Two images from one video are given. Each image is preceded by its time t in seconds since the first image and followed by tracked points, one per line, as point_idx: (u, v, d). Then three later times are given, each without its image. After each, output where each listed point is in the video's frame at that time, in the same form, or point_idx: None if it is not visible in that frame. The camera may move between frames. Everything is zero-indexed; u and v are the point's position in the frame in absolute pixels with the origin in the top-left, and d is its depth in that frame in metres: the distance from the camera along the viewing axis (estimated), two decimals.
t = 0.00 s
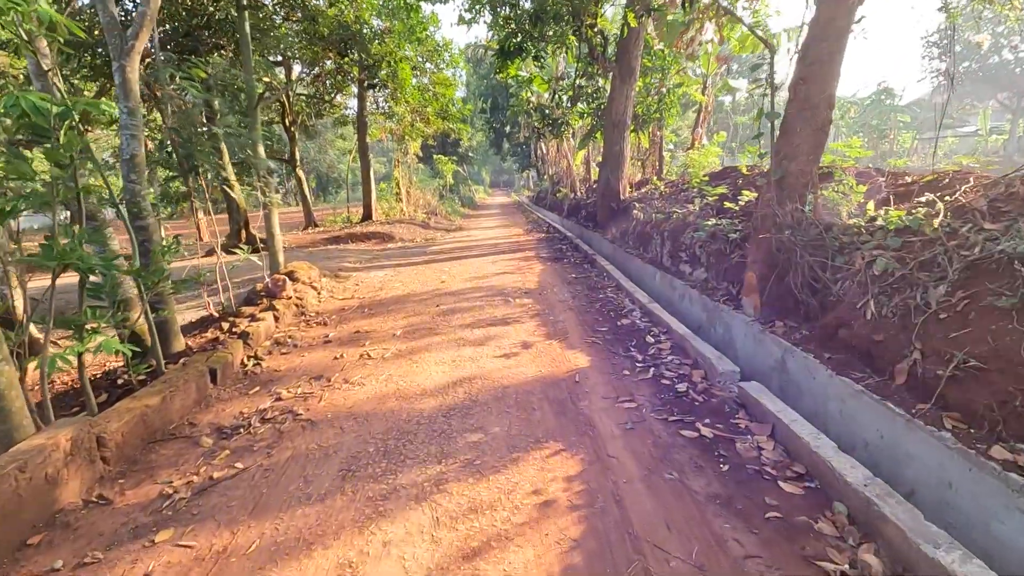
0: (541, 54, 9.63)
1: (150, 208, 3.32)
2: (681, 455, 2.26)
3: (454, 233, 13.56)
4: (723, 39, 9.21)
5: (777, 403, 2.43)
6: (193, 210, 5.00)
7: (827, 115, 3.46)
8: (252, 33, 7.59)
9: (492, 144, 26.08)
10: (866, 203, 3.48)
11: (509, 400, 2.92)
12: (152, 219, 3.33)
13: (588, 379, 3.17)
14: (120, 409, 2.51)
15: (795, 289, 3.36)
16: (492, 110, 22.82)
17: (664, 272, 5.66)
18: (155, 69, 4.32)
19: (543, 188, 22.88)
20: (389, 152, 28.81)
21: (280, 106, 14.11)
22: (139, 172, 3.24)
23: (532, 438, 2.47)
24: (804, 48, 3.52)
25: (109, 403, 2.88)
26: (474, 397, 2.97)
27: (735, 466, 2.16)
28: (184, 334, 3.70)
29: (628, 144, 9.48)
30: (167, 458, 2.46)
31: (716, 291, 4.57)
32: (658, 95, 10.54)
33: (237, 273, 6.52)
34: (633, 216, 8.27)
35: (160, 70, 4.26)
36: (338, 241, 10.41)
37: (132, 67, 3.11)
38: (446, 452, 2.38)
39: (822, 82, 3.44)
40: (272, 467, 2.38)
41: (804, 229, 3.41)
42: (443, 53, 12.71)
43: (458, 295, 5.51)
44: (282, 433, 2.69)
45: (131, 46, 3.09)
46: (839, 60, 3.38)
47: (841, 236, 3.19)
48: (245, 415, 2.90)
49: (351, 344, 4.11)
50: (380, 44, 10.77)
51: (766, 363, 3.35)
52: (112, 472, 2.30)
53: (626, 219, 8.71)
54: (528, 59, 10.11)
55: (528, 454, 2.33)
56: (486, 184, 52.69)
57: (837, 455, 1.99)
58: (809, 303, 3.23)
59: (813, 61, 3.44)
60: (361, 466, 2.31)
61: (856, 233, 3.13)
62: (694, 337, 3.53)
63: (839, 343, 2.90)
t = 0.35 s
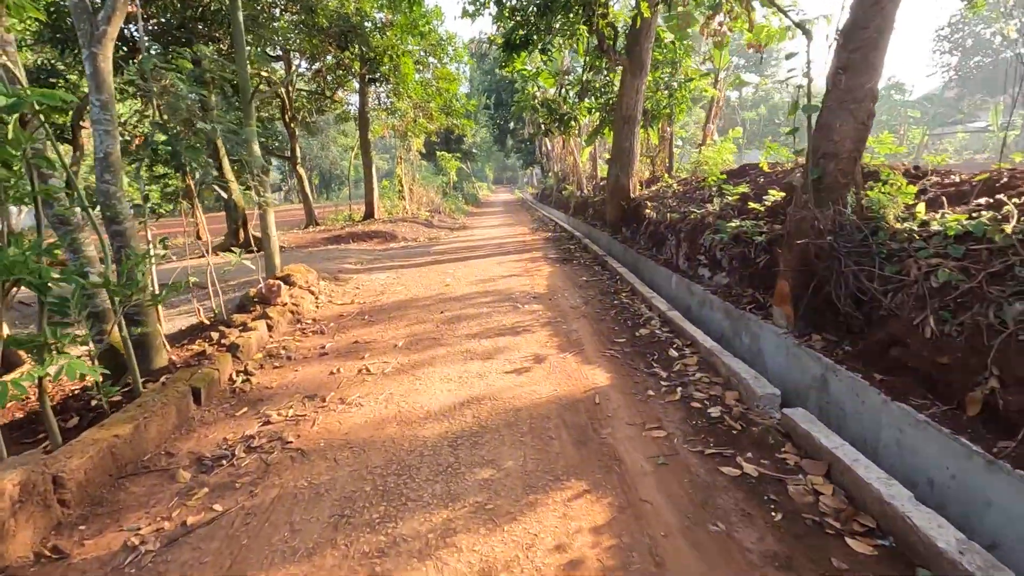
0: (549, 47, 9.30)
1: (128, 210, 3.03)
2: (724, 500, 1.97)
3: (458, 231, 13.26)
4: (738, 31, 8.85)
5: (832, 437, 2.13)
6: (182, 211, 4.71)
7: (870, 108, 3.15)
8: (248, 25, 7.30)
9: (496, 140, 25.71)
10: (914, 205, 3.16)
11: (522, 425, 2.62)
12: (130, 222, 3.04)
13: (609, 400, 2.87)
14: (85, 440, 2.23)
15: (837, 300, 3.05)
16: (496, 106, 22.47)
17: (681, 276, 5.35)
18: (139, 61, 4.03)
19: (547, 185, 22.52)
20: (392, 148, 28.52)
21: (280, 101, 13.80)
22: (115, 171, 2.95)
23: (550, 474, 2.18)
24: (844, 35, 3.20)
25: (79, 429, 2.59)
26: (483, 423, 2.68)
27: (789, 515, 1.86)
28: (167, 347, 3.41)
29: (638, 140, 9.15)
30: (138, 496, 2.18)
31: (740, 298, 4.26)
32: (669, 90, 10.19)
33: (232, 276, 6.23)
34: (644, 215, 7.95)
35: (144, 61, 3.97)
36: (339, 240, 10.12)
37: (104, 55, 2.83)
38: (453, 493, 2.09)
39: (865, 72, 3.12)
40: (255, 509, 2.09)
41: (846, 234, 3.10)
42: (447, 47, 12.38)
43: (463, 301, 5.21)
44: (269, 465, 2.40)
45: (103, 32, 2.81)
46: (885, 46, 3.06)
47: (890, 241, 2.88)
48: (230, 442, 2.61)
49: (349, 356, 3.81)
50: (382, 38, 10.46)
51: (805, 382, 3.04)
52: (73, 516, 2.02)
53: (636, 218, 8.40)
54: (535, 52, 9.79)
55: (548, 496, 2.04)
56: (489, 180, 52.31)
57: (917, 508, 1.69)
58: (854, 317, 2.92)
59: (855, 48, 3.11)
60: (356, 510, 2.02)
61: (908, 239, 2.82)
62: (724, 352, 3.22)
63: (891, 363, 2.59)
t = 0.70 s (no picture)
0: (553, 41, 9.01)
1: (102, 213, 2.76)
2: (775, 547, 1.71)
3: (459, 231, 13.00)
4: (748, 23, 8.56)
5: (894, 471, 1.87)
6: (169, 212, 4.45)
7: (914, 97, 2.87)
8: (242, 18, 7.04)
9: (496, 137, 25.42)
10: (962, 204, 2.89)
11: (537, 452, 2.35)
12: (104, 226, 2.77)
13: (631, 420, 2.61)
14: (45, 476, 1.97)
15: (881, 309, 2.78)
16: (497, 103, 22.16)
17: (696, 278, 5.08)
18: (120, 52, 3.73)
19: (549, 183, 22.22)
20: (392, 147, 28.24)
21: (278, 98, 13.52)
22: (86, 170, 2.68)
23: (572, 514, 1.92)
24: (883, 17, 2.92)
25: (45, 458, 2.34)
26: (492, 448, 2.41)
27: (856, 568, 1.60)
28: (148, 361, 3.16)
29: (646, 137, 8.86)
30: (103, 540, 1.92)
31: (763, 303, 3.99)
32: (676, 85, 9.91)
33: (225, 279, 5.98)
34: (653, 214, 7.67)
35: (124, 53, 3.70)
36: (338, 240, 9.86)
37: (72, 42, 2.56)
38: (462, 537, 1.82)
39: (908, 57, 2.84)
40: (236, 557, 1.83)
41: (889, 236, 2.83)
42: (447, 42, 12.09)
43: (467, 306, 4.94)
44: (254, 500, 2.13)
45: (70, 16, 2.53)
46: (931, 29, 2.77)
47: (941, 245, 2.61)
48: (212, 472, 2.34)
49: (346, 368, 3.55)
50: (380, 33, 10.18)
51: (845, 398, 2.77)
52: (26, 567, 1.76)
53: (644, 217, 8.12)
54: (538, 47, 9.51)
55: (571, 542, 1.77)
56: (490, 179, 51.98)
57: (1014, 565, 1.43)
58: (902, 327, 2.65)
59: (897, 32, 2.83)
60: (350, 559, 1.75)
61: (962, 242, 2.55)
62: (754, 365, 2.95)
63: (947, 381, 2.33)
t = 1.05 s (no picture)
0: (554, 37, 8.77)
1: (52, 221, 2.52)
2: None
3: (458, 231, 12.77)
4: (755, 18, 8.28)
5: (934, 525, 1.62)
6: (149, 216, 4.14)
7: (942, 95, 2.61)
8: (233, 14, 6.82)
9: (498, 136, 25.17)
10: (995, 212, 2.63)
11: (527, 490, 2.12)
12: (57, 236, 2.55)
13: (632, 450, 2.37)
14: None
15: (908, 328, 2.54)
16: (498, 101, 21.90)
17: (701, 286, 4.84)
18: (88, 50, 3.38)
19: (551, 182, 21.97)
20: (392, 145, 28.03)
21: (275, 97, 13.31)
22: (33, 173, 2.44)
23: (563, 571, 1.68)
24: (907, 8, 2.66)
25: None
26: (478, 484, 2.17)
27: None
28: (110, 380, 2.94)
29: (649, 136, 8.61)
30: None
31: (774, 314, 3.75)
32: (680, 83, 9.65)
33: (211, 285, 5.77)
34: (656, 216, 7.42)
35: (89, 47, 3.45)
36: (333, 242, 9.65)
37: (17, 34, 2.33)
38: None
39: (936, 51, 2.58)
40: None
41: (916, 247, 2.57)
42: (446, 39, 11.84)
43: (460, 314, 4.71)
44: (207, 547, 1.90)
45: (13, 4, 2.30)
46: (962, 21, 2.52)
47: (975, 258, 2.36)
48: (167, 510, 2.11)
49: (327, 385, 3.31)
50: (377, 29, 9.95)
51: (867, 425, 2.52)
52: None
53: (647, 219, 7.87)
54: (538, 43, 9.26)
55: None
56: (492, 177, 51.73)
57: None
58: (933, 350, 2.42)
59: (923, 24, 2.57)
60: None
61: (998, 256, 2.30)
62: (767, 387, 2.70)
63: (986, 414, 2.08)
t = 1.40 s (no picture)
0: (549, 32, 8.52)
1: None
2: None
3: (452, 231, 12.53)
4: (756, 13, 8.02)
5: None
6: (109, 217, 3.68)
7: (964, 85, 2.36)
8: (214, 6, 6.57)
9: (496, 135, 24.93)
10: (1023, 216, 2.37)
11: (497, 531, 1.86)
12: None
13: (619, 481, 2.12)
14: None
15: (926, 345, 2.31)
16: (496, 99, 21.66)
17: (699, 291, 4.59)
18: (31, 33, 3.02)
19: (549, 183, 21.73)
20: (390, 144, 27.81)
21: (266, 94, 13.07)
22: None
23: None
24: None
25: None
26: (442, 522, 1.92)
27: None
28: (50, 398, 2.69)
29: (646, 134, 8.35)
30: None
31: (777, 324, 3.50)
32: (678, 80, 9.40)
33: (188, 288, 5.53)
34: (653, 217, 7.17)
35: (34, 28, 3.06)
36: (323, 242, 9.40)
37: None
38: None
39: (956, 37, 2.33)
40: None
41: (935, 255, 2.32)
42: (440, 35, 11.60)
43: (444, 321, 4.46)
44: None
45: None
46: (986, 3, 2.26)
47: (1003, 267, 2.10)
48: (89, 554, 1.86)
49: (293, 400, 3.07)
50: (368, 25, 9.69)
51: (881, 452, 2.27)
52: None
53: (644, 220, 7.63)
54: (533, 38, 9.01)
55: None
56: (491, 177, 51.47)
57: None
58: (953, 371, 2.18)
59: (943, 8, 2.32)
60: None
61: None
62: (769, 408, 2.44)
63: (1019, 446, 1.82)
